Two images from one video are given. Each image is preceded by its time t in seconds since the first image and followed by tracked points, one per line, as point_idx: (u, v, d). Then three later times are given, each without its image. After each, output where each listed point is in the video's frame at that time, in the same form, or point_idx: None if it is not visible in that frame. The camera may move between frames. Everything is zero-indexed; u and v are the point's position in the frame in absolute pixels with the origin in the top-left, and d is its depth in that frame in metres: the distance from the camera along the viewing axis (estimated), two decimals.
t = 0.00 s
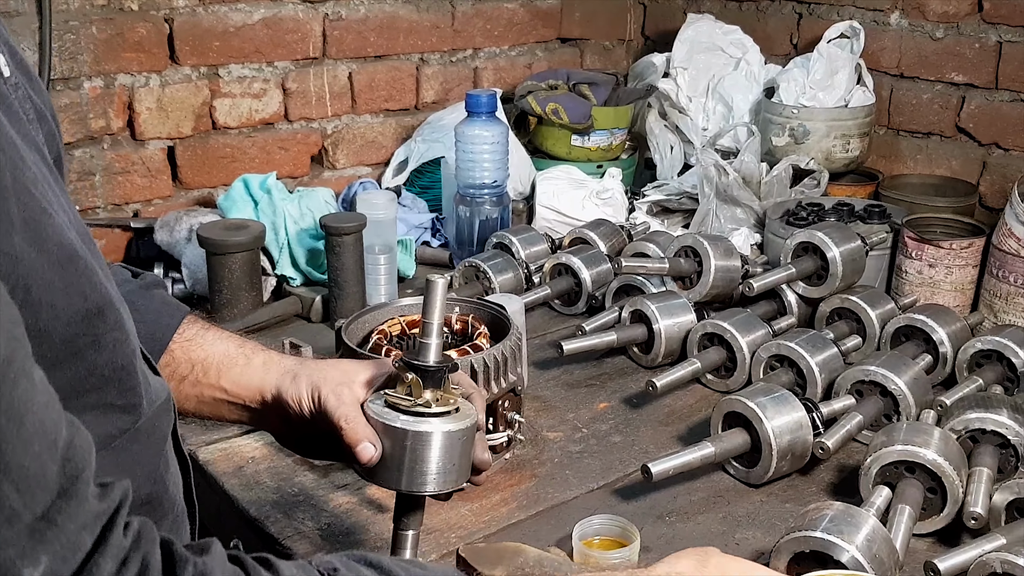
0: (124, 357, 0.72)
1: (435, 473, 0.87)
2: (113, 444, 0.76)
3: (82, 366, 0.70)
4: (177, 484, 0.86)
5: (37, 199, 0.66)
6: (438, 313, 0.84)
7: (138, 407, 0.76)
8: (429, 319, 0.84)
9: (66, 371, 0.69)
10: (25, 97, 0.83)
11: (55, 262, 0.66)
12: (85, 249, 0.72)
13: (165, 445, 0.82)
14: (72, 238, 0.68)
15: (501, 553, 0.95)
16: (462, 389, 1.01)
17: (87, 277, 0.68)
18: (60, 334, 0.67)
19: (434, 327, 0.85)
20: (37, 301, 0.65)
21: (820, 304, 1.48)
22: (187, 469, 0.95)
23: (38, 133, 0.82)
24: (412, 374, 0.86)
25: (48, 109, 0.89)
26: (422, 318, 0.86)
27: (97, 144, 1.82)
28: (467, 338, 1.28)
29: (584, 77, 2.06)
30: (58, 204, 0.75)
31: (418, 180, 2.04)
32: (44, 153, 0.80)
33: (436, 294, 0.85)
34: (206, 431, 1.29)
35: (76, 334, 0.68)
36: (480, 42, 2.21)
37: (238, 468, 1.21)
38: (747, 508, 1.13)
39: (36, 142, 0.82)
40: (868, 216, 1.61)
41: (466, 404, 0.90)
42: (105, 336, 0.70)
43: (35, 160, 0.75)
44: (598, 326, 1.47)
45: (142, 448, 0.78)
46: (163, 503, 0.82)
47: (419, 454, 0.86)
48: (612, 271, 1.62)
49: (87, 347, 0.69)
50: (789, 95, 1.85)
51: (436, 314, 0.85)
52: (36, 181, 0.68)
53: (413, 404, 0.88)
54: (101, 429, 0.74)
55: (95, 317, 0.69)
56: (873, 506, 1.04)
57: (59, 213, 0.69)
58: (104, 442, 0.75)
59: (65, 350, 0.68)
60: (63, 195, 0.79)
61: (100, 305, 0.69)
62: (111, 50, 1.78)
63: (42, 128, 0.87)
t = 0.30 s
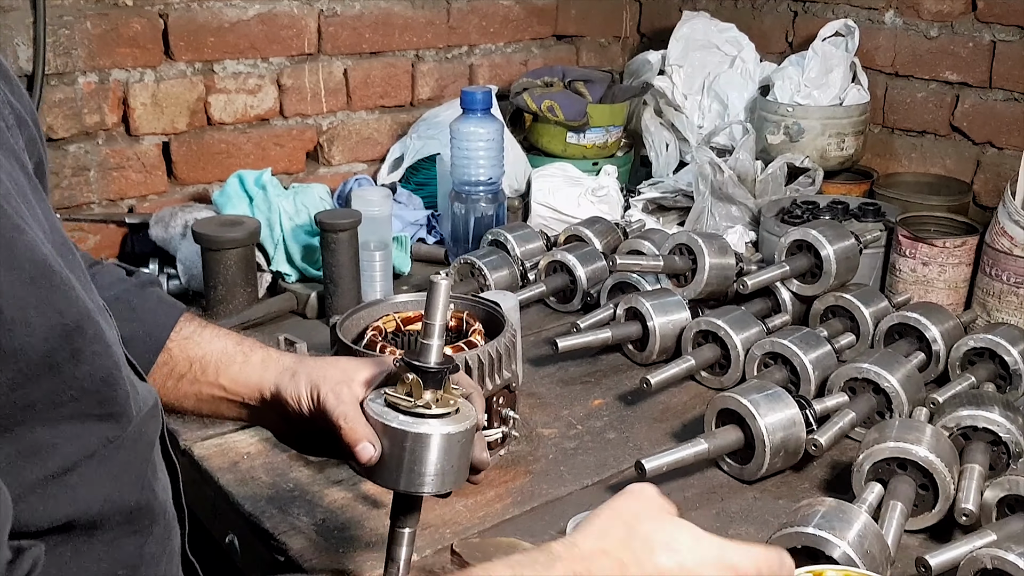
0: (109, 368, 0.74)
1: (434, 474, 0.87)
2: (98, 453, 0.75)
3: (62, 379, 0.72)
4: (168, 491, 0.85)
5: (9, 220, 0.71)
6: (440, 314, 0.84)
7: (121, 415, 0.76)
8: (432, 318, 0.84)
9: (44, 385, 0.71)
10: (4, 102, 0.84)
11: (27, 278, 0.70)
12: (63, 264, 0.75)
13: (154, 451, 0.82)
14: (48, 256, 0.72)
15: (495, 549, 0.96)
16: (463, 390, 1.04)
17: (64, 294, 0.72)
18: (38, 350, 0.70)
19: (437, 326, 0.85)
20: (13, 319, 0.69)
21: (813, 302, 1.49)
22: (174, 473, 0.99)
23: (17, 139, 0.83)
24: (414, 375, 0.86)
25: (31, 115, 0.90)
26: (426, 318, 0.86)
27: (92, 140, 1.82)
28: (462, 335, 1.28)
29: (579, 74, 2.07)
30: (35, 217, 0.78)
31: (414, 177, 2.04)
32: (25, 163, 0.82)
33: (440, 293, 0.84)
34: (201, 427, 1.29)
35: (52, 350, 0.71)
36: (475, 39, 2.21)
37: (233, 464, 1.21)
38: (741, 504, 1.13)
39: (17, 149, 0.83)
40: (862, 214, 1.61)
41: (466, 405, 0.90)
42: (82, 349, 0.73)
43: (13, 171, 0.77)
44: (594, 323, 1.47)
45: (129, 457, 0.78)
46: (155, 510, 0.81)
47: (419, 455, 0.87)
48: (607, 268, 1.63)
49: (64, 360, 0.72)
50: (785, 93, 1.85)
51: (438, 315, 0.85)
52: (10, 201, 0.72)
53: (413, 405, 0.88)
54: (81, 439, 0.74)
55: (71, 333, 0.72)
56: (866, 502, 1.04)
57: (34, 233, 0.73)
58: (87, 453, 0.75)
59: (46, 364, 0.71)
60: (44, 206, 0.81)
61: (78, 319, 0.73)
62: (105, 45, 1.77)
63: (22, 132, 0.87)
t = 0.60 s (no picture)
0: (115, 336, 0.71)
1: (431, 462, 0.87)
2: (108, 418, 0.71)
3: (79, 345, 0.68)
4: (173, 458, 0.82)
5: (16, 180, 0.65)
6: (441, 302, 0.84)
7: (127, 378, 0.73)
8: (433, 307, 0.84)
9: (57, 350, 0.67)
10: (7, 73, 0.83)
11: (36, 242, 0.65)
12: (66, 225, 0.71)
13: (159, 420, 0.79)
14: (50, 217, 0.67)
15: (491, 533, 0.96)
16: (463, 377, 1.04)
17: (68, 258, 0.67)
18: (52, 316, 0.66)
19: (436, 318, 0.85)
20: (25, 283, 0.64)
21: (811, 292, 1.49)
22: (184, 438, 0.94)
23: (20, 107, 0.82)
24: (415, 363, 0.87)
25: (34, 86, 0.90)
26: (426, 307, 0.86)
27: (89, 126, 1.81)
28: (459, 322, 1.28)
29: (578, 65, 2.07)
30: (38, 181, 0.75)
31: (412, 167, 2.04)
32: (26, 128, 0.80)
33: (442, 282, 0.84)
34: (197, 411, 1.28)
35: (65, 316, 0.66)
36: (474, 29, 2.21)
37: (228, 449, 1.21)
38: (737, 491, 1.13)
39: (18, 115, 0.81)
40: (860, 206, 1.61)
41: (465, 394, 0.90)
42: (97, 313, 0.69)
43: (17, 138, 0.75)
44: (591, 312, 1.47)
45: (136, 423, 0.74)
46: (162, 476, 0.78)
47: (417, 443, 0.87)
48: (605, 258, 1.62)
49: (81, 326, 0.68)
50: (784, 84, 1.85)
51: (440, 303, 0.84)
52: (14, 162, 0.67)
53: (411, 393, 0.88)
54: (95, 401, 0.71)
55: (81, 297, 0.67)
56: (862, 489, 1.04)
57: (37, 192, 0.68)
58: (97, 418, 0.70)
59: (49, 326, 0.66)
60: (48, 174, 0.79)
61: (84, 287, 0.68)
62: (102, 31, 1.77)
63: (27, 104, 0.87)
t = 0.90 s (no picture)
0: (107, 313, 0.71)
1: (416, 448, 0.87)
2: (99, 394, 0.72)
3: (73, 320, 0.68)
4: (158, 434, 0.85)
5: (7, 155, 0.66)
6: (428, 287, 0.84)
7: (118, 356, 0.73)
8: (421, 292, 0.84)
9: (51, 325, 0.67)
10: (3, 48, 0.84)
11: (28, 214, 0.66)
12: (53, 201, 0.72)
13: (145, 398, 0.79)
14: (39, 192, 0.68)
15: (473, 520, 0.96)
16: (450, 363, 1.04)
17: (57, 233, 0.68)
18: (46, 291, 0.66)
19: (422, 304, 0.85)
20: (22, 253, 0.64)
21: (801, 284, 1.49)
22: (173, 418, 0.95)
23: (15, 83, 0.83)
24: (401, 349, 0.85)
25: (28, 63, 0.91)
26: (411, 294, 0.86)
27: (81, 113, 1.81)
28: (447, 310, 1.27)
29: (571, 55, 2.06)
30: (29, 158, 0.76)
31: (404, 157, 2.03)
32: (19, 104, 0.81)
33: (429, 268, 0.85)
34: (183, 398, 1.28)
35: (59, 290, 0.67)
36: (468, 19, 2.20)
37: (214, 436, 1.20)
38: (723, 481, 1.13)
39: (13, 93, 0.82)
40: (852, 198, 1.61)
41: (451, 379, 0.90)
42: (88, 287, 0.69)
43: (9, 115, 0.76)
44: (580, 303, 1.46)
45: (126, 399, 0.75)
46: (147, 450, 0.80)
47: (402, 429, 0.86)
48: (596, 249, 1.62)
49: (75, 301, 0.68)
50: (777, 76, 1.85)
51: (427, 288, 0.85)
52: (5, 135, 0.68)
53: (396, 377, 0.87)
54: (92, 378, 0.72)
55: (72, 270, 0.68)
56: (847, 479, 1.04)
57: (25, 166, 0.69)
58: (91, 394, 0.71)
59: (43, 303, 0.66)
60: (40, 152, 0.80)
61: (73, 260, 0.69)
62: (96, 18, 1.76)
63: (21, 80, 0.88)
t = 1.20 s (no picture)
0: (97, 296, 0.75)
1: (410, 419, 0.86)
2: (95, 373, 0.77)
3: (50, 309, 0.71)
4: (159, 410, 0.88)
5: None
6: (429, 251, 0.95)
7: (113, 335, 0.77)
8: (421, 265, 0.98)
9: (30, 314, 0.70)
10: None
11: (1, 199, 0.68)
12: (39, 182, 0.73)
13: (146, 373, 0.83)
14: (16, 175, 0.70)
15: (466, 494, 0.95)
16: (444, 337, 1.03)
17: (39, 216, 0.70)
18: (19, 279, 0.69)
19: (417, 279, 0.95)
20: None
21: (796, 260, 1.48)
22: (171, 394, 0.95)
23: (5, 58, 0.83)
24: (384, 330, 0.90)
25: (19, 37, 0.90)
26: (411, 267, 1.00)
27: (75, 89, 1.79)
28: (441, 286, 1.26)
29: (567, 30, 2.04)
30: (17, 136, 0.77)
31: (400, 133, 2.00)
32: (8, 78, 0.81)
33: (430, 239, 0.98)
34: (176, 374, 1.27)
35: (36, 276, 0.70)
36: None
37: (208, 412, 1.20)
38: (716, 456, 1.13)
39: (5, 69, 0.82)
40: (849, 173, 1.60)
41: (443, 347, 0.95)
42: (72, 270, 0.72)
43: None
44: (574, 279, 1.46)
45: (123, 376, 0.79)
46: (150, 428, 0.84)
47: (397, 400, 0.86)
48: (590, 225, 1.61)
49: (52, 290, 0.70)
50: (774, 50, 1.84)
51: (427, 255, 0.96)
52: None
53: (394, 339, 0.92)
54: (87, 359, 0.76)
55: (52, 253, 0.71)
56: (839, 454, 1.03)
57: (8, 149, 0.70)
58: (83, 373, 0.76)
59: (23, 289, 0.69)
60: (29, 126, 0.81)
61: (49, 248, 0.70)
62: None
63: (12, 54, 0.87)
